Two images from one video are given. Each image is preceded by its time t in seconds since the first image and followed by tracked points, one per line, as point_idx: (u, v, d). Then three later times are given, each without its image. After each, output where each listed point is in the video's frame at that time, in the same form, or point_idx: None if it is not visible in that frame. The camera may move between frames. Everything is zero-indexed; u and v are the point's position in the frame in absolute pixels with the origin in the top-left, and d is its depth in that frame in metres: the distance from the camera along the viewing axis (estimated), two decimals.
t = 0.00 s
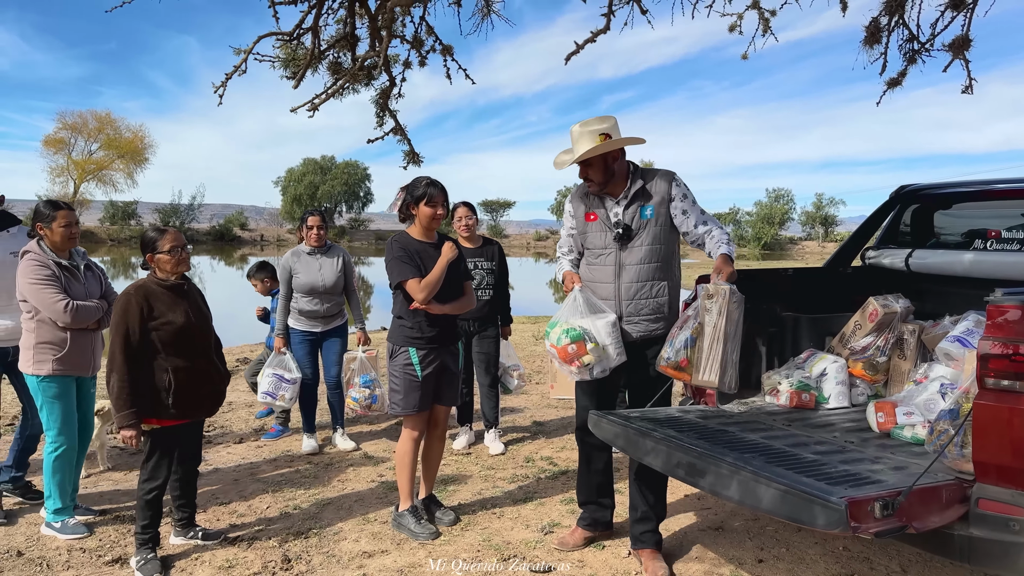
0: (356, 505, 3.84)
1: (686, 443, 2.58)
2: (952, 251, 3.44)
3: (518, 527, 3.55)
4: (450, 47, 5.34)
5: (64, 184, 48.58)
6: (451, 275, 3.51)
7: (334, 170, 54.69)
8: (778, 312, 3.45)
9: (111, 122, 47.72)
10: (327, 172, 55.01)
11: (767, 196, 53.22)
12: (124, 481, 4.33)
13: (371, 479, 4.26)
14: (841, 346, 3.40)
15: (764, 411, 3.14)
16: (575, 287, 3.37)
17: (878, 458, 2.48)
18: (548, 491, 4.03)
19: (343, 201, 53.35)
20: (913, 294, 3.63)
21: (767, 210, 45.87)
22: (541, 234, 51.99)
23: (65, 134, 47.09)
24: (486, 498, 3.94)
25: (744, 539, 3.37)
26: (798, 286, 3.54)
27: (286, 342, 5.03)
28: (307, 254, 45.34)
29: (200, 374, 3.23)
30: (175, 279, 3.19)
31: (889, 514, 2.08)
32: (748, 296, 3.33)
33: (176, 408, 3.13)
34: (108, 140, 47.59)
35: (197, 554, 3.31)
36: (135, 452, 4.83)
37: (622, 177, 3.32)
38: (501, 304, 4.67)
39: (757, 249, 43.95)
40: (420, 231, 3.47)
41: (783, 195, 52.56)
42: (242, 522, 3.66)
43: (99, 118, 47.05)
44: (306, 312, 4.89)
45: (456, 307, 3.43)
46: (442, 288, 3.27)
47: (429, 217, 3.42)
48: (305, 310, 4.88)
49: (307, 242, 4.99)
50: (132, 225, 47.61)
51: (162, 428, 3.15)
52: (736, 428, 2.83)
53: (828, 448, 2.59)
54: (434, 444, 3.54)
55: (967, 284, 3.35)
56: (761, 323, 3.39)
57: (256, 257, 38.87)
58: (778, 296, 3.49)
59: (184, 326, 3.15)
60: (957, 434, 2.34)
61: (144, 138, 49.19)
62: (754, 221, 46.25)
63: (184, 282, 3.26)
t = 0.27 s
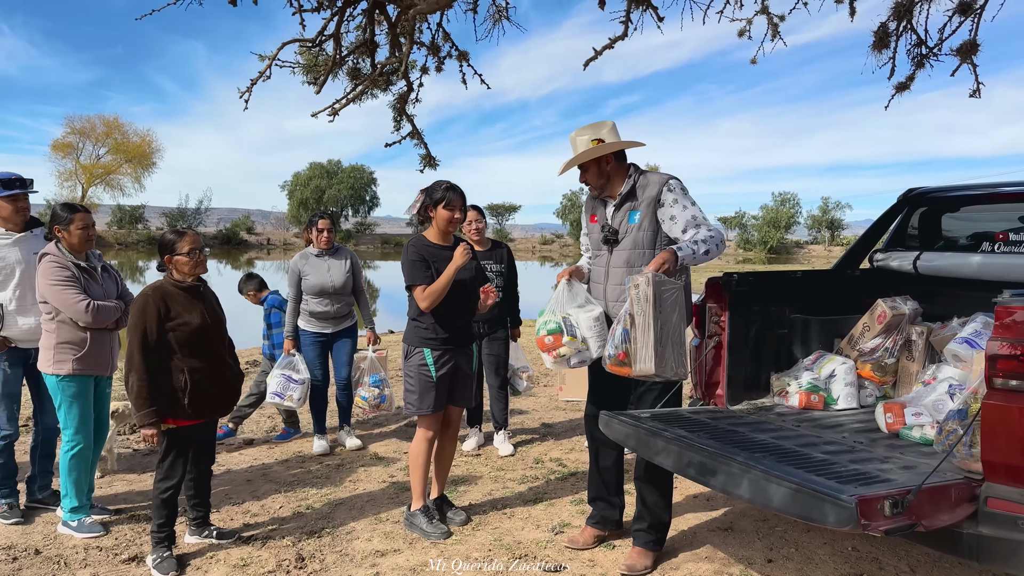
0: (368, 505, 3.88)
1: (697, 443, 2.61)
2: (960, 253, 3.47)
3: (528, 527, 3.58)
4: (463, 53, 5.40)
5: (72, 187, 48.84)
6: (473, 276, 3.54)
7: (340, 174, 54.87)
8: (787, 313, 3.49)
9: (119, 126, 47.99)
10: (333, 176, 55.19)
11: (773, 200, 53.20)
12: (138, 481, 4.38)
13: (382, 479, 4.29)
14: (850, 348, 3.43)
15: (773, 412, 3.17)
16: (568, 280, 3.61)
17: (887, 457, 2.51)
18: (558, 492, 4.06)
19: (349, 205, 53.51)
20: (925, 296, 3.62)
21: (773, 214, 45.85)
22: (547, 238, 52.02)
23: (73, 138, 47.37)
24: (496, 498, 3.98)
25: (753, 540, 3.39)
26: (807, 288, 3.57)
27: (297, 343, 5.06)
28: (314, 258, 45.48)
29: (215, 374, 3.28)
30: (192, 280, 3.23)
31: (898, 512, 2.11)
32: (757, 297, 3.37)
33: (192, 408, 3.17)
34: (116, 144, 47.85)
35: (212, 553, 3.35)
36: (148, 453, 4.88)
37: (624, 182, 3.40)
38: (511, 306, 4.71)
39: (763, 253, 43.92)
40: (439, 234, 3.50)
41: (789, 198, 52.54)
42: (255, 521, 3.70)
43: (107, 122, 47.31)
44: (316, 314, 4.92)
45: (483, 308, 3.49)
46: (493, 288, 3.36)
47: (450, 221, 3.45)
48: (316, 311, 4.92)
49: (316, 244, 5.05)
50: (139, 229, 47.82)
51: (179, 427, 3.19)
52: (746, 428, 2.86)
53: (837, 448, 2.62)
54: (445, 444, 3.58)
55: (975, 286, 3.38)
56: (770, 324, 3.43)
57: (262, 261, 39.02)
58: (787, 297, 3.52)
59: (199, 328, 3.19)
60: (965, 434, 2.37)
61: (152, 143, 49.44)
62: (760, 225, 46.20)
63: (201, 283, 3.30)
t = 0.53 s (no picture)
0: (378, 503, 3.92)
1: (704, 441, 2.65)
2: (964, 254, 3.49)
3: (536, 525, 3.62)
4: (475, 58, 5.46)
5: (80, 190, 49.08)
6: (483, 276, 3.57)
7: (346, 177, 55.03)
8: (793, 314, 3.52)
9: (126, 129, 48.24)
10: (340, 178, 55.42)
11: (779, 202, 53.14)
12: (150, 480, 4.43)
13: (391, 478, 4.34)
14: (855, 348, 3.46)
15: (779, 411, 3.20)
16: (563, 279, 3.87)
17: (893, 455, 2.54)
18: (566, 491, 4.10)
19: (354, 207, 53.66)
20: (930, 297, 3.64)
21: (779, 216, 45.82)
22: (552, 240, 52.06)
23: (81, 141, 47.62)
24: (504, 497, 4.02)
25: (760, 538, 3.43)
26: (812, 288, 3.61)
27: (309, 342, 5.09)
28: (320, 259, 45.60)
29: (229, 374, 3.34)
30: (207, 282, 3.29)
31: (902, 508, 2.14)
32: (763, 298, 3.40)
33: (205, 407, 3.23)
34: (124, 147, 48.09)
35: (225, 549, 3.40)
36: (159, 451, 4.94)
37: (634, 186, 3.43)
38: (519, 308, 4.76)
39: (769, 255, 43.88)
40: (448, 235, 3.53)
41: (795, 200, 52.47)
42: (267, 519, 3.75)
43: (115, 125, 47.55)
44: (328, 314, 4.96)
45: (497, 306, 3.55)
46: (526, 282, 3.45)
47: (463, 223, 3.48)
48: (329, 312, 4.96)
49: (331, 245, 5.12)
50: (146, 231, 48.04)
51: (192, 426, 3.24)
52: (753, 427, 2.89)
53: (842, 446, 2.65)
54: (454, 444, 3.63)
55: (979, 287, 3.40)
56: (776, 325, 3.47)
57: (268, 262, 39.14)
58: (793, 298, 3.56)
59: (214, 328, 3.25)
60: (968, 433, 2.40)
61: (159, 146, 49.65)
62: (766, 227, 46.16)
63: (215, 284, 3.36)
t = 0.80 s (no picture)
0: (387, 501, 3.97)
1: (708, 440, 2.69)
2: (967, 256, 3.53)
3: (543, 523, 3.67)
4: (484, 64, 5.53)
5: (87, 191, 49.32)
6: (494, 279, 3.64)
7: (352, 178, 55.18)
8: (797, 315, 3.56)
9: (133, 131, 48.47)
10: (346, 180, 55.57)
11: (785, 203, 53.08)
12: (162, 478, 4.49)
13: (399, 477, 4.39)
14: (858, 349, 3.50)
15: (783, 411, 3.24)
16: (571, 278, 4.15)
17: (894, 453, 2.58)
18: (572, 490, 4.15)
19: (360, 208, 53.79)
20: (933, 298, 3.68)
21: (784, 217, 45.76)
22: (558, 242, 52.10)
23: (88, 142, 47.86)
24: (511, 495, 4.07)
25: (764, 536, 3.47)
26: (816, 289, 3.65)
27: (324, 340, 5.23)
28: (325, 261, 45.73)
29: (240, 374, 3.40)
30: (220, 283, 3.35)
31: (903, 505, 2.18)
32: (767, 299, 3.44)
33: (218, 405, 3.29)
34: (131, 148, 48.31)
35: (237, 546, 3.45)
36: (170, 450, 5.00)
37: (636, 188, 3.46)
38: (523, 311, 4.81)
39: (775, 256, 43.84)
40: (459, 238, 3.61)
41: (801, 201, 52.41)
42: (278, 516, 3.80)
43: (122, 127, 47.78)
44: (345, 311, 5.01)
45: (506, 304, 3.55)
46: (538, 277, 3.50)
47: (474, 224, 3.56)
48: (347, 310, 5.01)
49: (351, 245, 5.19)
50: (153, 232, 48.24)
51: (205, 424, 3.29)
52: (757, 426, 2.93)
53: (845, 444, 2.69)
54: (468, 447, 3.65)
55: (981, 288, 3.44)
56: (780, 326, 3.50)
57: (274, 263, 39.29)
58: (797, 299, 3.60)
59: (226, 329, 3.31)
60: (969, 431, 2.44)
61: (166, 147, 49.86)
62: (772, 229, 46.12)
63: (227, 286, 3.41)
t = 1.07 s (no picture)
0: (396, 499, 4.01)
1: (714, 439, 2.72)
2: (973, 256, 3.54)
3: (550, 521, 3.70)
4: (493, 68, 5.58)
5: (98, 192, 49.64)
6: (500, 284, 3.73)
7: (361, 179, 55.34)
8: (803, 315, 3.58)
9: (144, 132, 48.75)
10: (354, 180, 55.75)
11: (794, 203, 52.93)
12: (173, 476, 4.55)
13: (408, 475, 4.43)
14: (864, 350, 3.52)
15: (788, 410, 3.26)
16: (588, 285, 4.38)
17: (898, 453, 2.60)
18: (579, 488, 4.18)
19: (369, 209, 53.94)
20: (939, 298, 3.69)
21: (793, 217, 45.64)
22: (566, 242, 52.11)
23: (99, 144, 48.17)
24: (519, 494, 4.11)
25: (770, 535, 3.49)
26: (822, 290, 3.67)
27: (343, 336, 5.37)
28: (334, 261, 45.88)
29: (252, 373, 3.45)
30: (234, 283, 3.40)
31: (906, 503, 2.21)
32: (773, 299, 3.46)
33: (230, 404, 3.33)
34: (141, 149, 48.60)
35: (248, 543, 3.50)
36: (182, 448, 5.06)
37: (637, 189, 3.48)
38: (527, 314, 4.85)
39: (783, 256, 43.74)
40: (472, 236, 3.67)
41: (810, 202, 52.26)
42: (288, 513, 3.85)
43: (132, 128, 48.05)
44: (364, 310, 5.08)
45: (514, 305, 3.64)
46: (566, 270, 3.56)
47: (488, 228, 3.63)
48: (366, 310, 5.08)
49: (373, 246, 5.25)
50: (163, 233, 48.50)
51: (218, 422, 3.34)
52: (762, 425, 2.96)
53: (850, 443, 2.72)
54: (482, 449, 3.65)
55: (986, 289, 3.45)
56: (786, 326, 3.53)
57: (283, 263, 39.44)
58: (803, 300, 3.62)
59: (238, 328, 3.36)
60: (972, 430, 2.46)
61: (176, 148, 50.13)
62: (780, 229, 46.02)
63: (240, 286, 3.45)
